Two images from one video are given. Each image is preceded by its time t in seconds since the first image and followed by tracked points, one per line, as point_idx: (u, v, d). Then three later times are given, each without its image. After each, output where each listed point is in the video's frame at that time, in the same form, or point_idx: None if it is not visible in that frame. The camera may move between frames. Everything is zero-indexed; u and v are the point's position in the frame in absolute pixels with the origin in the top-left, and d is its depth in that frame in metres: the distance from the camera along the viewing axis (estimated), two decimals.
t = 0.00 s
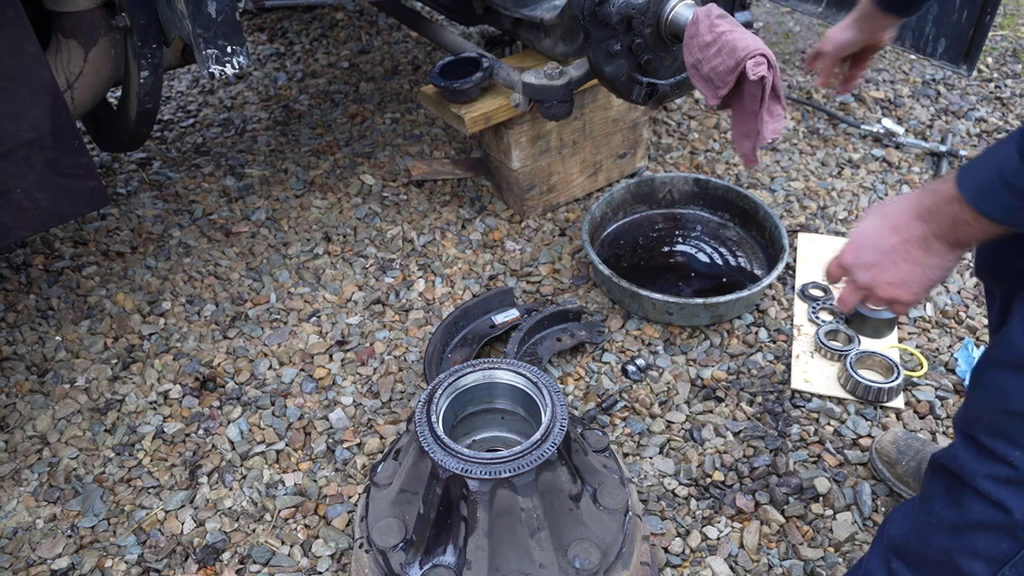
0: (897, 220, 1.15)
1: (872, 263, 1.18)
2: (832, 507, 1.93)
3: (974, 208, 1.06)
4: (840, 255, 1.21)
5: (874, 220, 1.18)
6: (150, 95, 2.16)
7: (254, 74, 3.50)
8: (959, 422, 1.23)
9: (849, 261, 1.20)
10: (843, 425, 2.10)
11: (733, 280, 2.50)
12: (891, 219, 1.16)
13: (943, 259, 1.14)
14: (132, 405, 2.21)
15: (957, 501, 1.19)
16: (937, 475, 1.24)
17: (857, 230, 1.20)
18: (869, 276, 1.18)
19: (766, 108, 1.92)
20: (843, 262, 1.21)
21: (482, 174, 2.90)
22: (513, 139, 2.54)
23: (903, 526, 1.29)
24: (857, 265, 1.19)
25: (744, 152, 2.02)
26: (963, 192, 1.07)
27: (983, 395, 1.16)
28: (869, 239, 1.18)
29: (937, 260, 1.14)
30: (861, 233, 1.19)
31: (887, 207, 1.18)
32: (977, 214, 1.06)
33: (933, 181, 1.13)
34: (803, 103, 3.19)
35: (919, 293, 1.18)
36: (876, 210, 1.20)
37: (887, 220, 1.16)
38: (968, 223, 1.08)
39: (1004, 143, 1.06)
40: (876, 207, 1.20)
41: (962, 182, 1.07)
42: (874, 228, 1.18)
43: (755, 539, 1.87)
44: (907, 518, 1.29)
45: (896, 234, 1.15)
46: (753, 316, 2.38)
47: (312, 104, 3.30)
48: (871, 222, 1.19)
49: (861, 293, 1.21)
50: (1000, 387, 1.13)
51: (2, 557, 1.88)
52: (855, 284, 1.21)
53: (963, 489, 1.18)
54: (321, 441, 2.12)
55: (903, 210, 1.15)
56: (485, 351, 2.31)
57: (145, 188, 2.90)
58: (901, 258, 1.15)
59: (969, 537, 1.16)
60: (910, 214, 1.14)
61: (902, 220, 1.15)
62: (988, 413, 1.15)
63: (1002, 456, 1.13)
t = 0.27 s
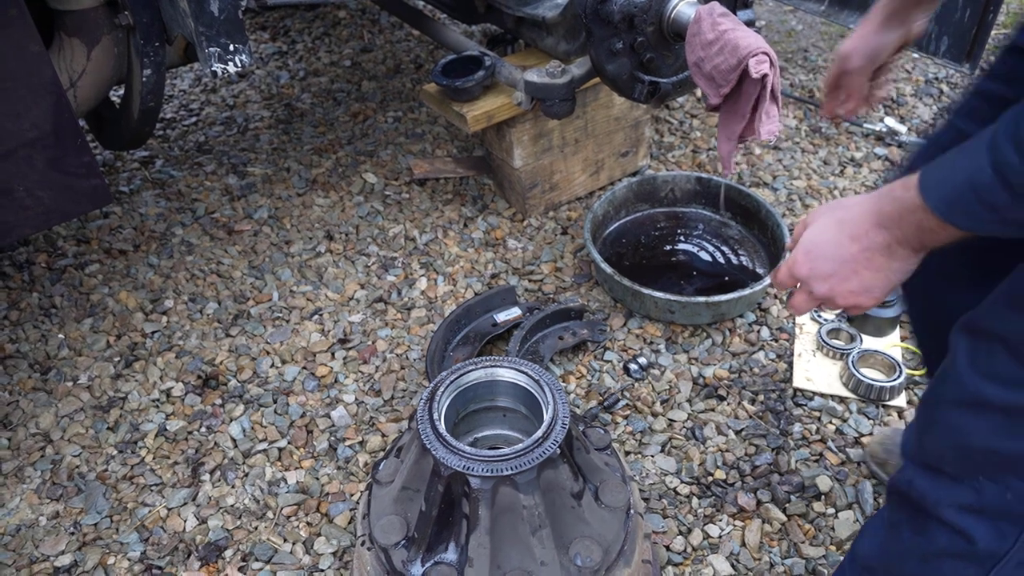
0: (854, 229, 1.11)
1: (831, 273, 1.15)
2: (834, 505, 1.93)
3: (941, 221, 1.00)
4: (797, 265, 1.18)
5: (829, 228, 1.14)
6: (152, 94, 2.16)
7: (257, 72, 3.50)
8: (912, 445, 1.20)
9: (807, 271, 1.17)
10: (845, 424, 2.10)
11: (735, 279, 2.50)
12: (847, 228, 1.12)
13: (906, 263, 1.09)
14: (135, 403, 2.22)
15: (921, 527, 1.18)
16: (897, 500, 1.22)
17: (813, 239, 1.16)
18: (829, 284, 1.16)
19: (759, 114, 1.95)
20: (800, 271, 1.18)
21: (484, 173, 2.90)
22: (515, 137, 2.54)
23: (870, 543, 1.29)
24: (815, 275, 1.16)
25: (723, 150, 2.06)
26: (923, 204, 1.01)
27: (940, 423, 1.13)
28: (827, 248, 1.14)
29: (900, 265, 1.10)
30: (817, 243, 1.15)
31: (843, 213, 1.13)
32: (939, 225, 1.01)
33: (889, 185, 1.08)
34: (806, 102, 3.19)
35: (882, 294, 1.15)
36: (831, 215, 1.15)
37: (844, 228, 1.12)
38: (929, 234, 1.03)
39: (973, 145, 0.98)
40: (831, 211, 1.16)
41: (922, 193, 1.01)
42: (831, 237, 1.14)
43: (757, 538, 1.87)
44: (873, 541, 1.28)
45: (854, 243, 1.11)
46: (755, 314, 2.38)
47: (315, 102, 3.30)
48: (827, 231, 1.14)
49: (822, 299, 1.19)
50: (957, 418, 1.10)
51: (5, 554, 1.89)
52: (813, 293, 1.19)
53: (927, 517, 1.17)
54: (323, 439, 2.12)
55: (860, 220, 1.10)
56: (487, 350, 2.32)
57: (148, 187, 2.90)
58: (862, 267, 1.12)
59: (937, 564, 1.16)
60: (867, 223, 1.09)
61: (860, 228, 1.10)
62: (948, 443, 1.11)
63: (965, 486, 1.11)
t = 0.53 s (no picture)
0: (829, 261, 0.98)
1: (810, 310, 1.01)
2: (839, 501, 1.93)
3: (919, 248, 0.89)
4: (770, 305, 1.04)
5: (801, 263, 1.00)
6: (156, 88, 2.16)
7: (260, 68, 3.50)
8: (922, 454, 1.19)
9: (781, 309, 1.03)
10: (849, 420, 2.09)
11: (739, 275, 2.49)
12: (823, 259, 0.98)
13: (887, 289, 0.98)
14: (139, 397, 2.22)
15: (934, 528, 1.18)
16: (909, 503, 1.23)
17: (785, 276, 1.02)
18: (809, 321, 1.02)
19: (765, 110, 1.96)
20: (775, 312, 1.04)
21: (488, 169, 2.90)
22: (519, 133, 2.54)
23: (887, 552, 1.28)
24: (792, 313, 1.02)
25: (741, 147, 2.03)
26: (908, 231, 0.89)
27: (956, 433, 1.11)
28: (802, 285, 1.00)
29: (880, 292, 0.98)
30: (790, 279, 1.01)
31: (815, 243, 1.00)
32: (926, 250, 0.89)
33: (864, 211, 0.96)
34: (811, 97, 3.18)
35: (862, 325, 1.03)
36: (801, 247, 1.02)
37: (819, 262, 0.99)
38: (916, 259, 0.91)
39: (941, 169, 0.89)
40: (801, 245, 1.02)
41: (905, 220, 0.89)
42: (805, 272, 1.00)
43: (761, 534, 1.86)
44: (884, 544, 1.29)
45: (832, 275, 0.98)
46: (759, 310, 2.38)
47: (318, 98, 3.30)
48: (799, 265, 1.01)
49: (800, 337, 1.06)
50: (975, 429, 1.08)
51: (10, 547, 1.89)
52: (792, 332, 1.05)
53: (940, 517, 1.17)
54: (327, 434, 2.12)
55: (836, 250, 0.97)
56: (491, 345, 2.32)
57: (152, 182, 2.90)
58: (843, 299, 0.99)
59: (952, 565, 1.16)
60: (844, 254, 0.97)
61: (838, 260, 0.97)
62: (965, 451, 1.10)
63: (984, 488, 1.10)
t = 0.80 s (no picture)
0: (842, 256, 0.95)
1: (829, 307, 0.98)
2: (845, 496, 1.92)
3: (944, 230, 0.88)
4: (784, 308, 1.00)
5: (813, 262, 0.97)
6: (164, 80, 2.16)
7: (266, 61, 3.50)
8: (923, 413, 1.14)
9: (797, 311, 0.99)
10: (855, 415, 2.09)
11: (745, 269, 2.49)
12: (836, 256, 0.96)
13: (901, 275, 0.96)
14: (146, 389, 2.22)
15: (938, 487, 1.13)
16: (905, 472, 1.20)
17: (798, 278, 0.98)
18: (826, 319, 0.99)
19: (774, 102, 1.94)
20: (790, 313, 1.00)
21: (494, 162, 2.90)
22: (525, 126, 2.54)
23: (892, 519, 1.23)
24: (809, 312, 0.99)
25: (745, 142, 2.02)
26: (928, 217, 0.88)
27: (954, 385, 1.07)
28: (819, 283, 0.97)
29: (894, 279, 0.96)
30: (803, 279, 0.98)
31: (822, 240, 0.97)
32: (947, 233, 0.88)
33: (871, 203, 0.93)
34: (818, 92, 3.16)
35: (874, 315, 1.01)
36: (808, 246, 0.99)
37: (833, 257, 0.96)
38: (931, 243, 0.90)
39: (961, 144, 0.87)
40: (807, 246, 0.99)
41: (925, 206, 0.87)
42: (820, 268, 0.97)
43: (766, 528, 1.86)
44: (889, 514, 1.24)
45: (848, 269, 0.95)
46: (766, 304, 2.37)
47: (324, 91, 3.29)
48: (811, 263, 0.97)
49: (815, 337, 1.02)
50: (974, 376, 1.04)
51: (17, 537, 1.90)
52: (809, 332, 1.01)
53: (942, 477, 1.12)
54: (333, 426, 2.12)
55: (848, 245, 0.95)
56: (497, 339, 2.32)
57: (158, 175, 2.91)
58: (860, 292, 0.97)
59: (961, 523, 1.11)
60: (858, 246, 0.94)
61: (852, 254, 0.95)
62: (965, 400, 1.06)
63: (984, 436, 1.06)
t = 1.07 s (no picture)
0: (886, 279, 0.94)
1: (879, 325, 0.97)
2: (850, 489, 1.92)
3: (984, 244, 0.88)
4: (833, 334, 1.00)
5: (859, 290, 0.96)
6: (169, 71, 2.15)
7: (271, 52, 3.49)
8: (929, 384, 1.08)
9: (848, 336, 0.99)
10: (861, 408, 2.08)
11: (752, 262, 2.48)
12: (880, 280, 0.95)
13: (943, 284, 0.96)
14: (151, 379, 2.23)
15: (944, 457, 1.09)
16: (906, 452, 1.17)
17: (845, 304, 0.97)
18: (877, 337, 0.99)
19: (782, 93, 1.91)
20: (842, 337, 0.99)
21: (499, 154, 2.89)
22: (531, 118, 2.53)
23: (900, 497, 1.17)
24: (860, 333, 0.98)
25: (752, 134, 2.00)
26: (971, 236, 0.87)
27: (962, 352, 1.02)
28: (869, 304, 0.96)
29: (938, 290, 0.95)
30: (853, 304, 0.97)
31: (863, 264, 0.96)
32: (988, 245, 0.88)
33: (908, 225, 0.92)
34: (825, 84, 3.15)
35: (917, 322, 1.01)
36: (852, 271, 0.97)
37: (878, 282, 0.95)
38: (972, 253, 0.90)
39: (992, 159, 0.86)
40: (850, 266, 0.97)
41: (967, 227, 0.86)
42: (867, 292, 0.96)
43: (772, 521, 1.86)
44: (894, 491, 1.19)
45: (895, 290, 0.95)
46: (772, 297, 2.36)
47: (329, 82, 3.28)
48: (857, 288, 0.96)
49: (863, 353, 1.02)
50: (981, 342, 1.00)
51: (23, 527, 1.90)
52: (860, 350, 1.01)
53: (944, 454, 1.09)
54: (338, 417, 2.12)
55: (895, 269, 0.94)
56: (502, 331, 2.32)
57: (163, 166, 2.90)
58: (909, 308, 0.96)
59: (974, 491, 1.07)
60: (903, 267, 0.93)
61: (895, 276, 0.94)
62: (975, 367, 1.01)
63: (994, 403, 1.02)
